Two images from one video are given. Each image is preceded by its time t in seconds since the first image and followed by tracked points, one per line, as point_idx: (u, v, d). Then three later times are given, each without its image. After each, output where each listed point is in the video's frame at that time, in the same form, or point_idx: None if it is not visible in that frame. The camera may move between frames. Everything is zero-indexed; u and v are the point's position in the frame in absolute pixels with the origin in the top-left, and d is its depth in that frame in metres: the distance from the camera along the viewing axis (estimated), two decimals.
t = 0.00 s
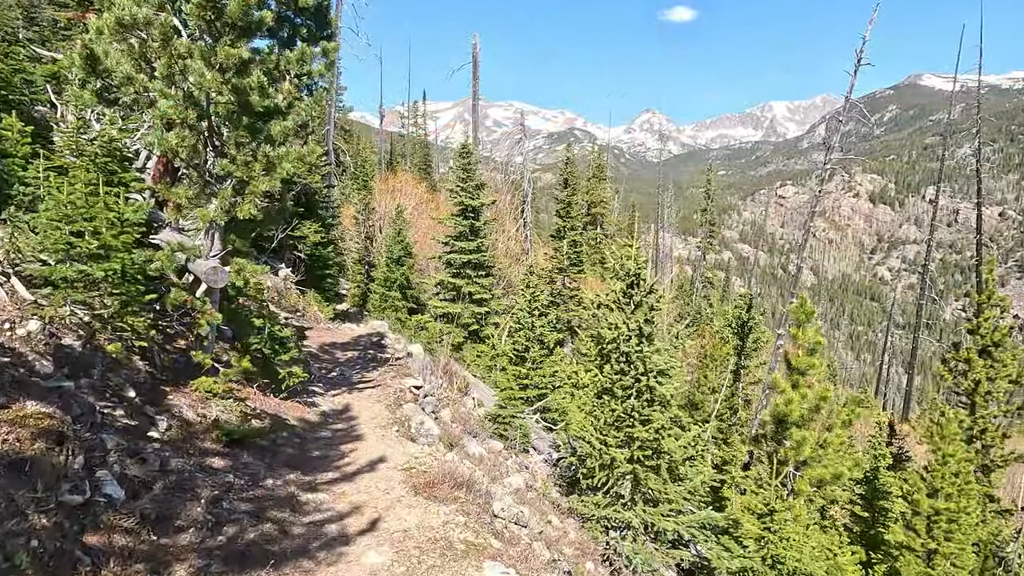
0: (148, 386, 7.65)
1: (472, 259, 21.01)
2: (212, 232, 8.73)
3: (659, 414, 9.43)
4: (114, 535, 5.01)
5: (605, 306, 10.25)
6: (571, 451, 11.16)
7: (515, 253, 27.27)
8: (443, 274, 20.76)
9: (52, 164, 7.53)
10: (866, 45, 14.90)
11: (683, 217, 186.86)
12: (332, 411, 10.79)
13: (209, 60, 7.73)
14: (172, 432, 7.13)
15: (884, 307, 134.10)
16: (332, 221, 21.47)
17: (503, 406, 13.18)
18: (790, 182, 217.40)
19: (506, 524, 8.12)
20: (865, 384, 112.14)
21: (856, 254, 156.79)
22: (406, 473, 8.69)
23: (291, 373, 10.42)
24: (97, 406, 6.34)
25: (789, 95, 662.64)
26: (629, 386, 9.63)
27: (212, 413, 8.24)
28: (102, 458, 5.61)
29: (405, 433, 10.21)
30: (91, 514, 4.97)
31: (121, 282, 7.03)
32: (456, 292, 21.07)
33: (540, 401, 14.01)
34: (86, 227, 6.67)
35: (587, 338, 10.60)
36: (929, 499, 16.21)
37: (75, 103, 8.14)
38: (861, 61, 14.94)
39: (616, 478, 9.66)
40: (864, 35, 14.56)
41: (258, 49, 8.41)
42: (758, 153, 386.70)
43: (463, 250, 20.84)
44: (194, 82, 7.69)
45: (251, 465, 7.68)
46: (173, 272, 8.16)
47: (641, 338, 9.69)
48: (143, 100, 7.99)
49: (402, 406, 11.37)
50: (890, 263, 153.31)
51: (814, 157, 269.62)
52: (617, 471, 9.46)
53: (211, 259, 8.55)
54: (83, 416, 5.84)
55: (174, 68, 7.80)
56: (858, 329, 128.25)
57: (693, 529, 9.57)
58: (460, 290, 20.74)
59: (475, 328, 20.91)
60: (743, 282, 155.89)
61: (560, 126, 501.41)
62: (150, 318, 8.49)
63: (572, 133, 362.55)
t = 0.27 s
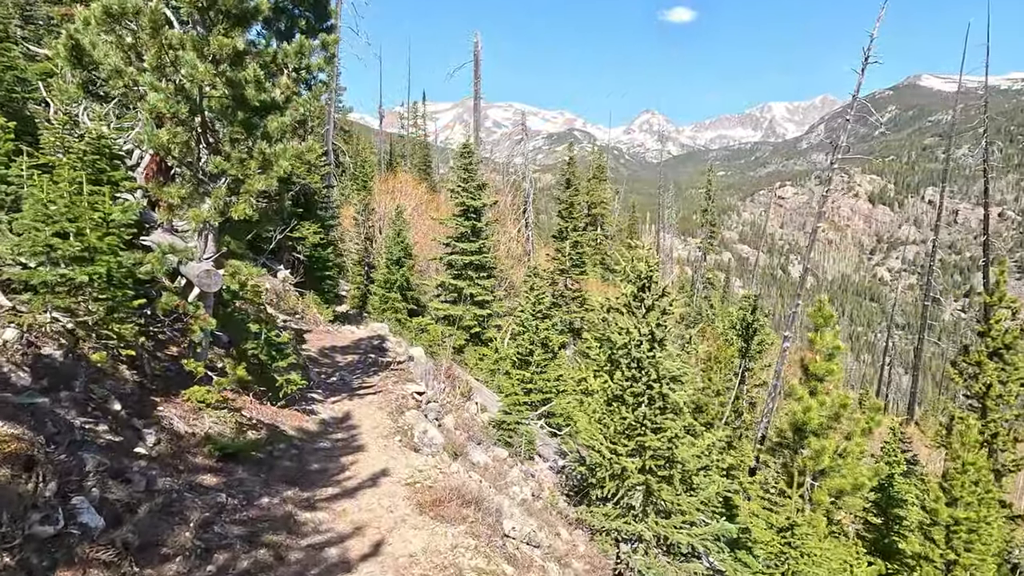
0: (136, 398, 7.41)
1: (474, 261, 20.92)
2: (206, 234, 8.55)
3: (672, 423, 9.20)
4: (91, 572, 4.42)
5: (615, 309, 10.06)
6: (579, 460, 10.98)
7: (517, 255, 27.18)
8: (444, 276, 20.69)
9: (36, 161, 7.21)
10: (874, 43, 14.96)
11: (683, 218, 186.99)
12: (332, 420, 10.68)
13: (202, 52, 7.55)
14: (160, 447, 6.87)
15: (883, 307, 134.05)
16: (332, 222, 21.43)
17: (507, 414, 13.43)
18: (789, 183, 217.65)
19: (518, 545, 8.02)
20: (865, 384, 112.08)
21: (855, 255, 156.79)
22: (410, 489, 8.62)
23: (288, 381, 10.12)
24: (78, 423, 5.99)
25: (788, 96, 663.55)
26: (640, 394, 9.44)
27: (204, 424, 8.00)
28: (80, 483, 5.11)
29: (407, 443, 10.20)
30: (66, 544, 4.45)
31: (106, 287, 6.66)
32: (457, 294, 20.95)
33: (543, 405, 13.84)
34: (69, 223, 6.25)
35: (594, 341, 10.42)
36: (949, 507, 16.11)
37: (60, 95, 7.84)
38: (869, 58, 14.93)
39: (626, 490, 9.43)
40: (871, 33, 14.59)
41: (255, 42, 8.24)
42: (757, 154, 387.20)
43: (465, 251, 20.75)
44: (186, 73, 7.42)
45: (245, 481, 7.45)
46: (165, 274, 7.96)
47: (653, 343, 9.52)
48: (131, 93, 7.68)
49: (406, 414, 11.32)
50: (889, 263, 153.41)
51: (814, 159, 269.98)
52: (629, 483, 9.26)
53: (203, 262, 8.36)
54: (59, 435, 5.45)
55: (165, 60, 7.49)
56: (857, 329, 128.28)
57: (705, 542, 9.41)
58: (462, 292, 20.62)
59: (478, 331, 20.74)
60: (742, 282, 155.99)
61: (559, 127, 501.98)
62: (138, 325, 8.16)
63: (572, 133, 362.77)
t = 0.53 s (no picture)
0: (126, 407, 7.16)
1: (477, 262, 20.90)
2: (202, 232, 8.40)
3: (688, 429, 9.18)
4: None
5: (628, 312, 10.09)
6: (591, 468, 11.02)
7: (520, 255, 27.23)
8: (446, 278, 20.68)
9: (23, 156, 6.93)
10: (883, 40, 14.94)
11: (683, 219, 187.39)
12: (333, 427, 10.61)
13: (196, 38, 7.30)
14: (151, 459, 6.64)
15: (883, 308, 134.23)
16: (332, 223, 21.36)
17: (513, 417, 13.13)
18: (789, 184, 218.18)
19: (535, 561, 7.91)
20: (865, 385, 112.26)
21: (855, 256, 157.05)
22: (419, 503, 8.26)
23: (289, 387, 9.98)
24: (59, 435, 5.68)
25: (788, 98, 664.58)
26: (654, 399, 9.42)
27: (199, 433, 7.81)
28: (57, 505, 4.77)
29: (413, 451, 9.98)
30: None
31: (94, 289, 6.55)
32: (461, 296, 20.97)
33: (549, 409, 13.94)
34: (52, 218, 6.18)
35: (607, 346, 10.44)
36: (972, 517, 15.25)
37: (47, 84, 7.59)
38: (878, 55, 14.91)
39: (640, 498, 9.44)
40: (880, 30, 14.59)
41: (253, 28, 8.09)
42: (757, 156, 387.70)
43: (467, 252, 20.73)
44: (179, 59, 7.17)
45: (241, 495, 7.17)
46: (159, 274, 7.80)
47: (668, 347, 9.49)
48: (124, 82, 7.52)
49: (410, 420, 11.19)
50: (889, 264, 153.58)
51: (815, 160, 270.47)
52: (645, 492, 9.29)
53: (198, 261, 8.15)
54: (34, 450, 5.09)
55: (156, 45, 7.35)
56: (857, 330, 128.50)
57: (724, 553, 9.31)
58: (465, 293, 20.61)
59: (481, 332, 20.71)
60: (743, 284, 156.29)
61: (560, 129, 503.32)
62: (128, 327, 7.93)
63: (572, 135, 363.60)
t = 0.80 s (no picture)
0: (107, 423, 6.76)
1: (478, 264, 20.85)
2: (193, 233, 8.21)
3: (702, 439, 9.12)
4: None
5: (640, 316, 10.00)
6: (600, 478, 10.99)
7: (522, 258, 27.21)
8: (447, 280, 20.66)
9: None
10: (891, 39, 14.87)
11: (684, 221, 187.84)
12: (332, 437, 10.55)
13: (185, 25, 6.90)
14: (134, 478, 6.33)
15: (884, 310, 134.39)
16: (332, 225, 21.32)
17: (518, 427, 13.09)
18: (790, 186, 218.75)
19: None
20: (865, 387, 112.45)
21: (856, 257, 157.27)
22: (423, 522, 7.99)
23: (285, 395, 9.94)
24: (30, 454, 5.25)
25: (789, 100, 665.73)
26: (666, 408, 9.37)
27: (188, 448, 7.58)
28: (17, 538, 4.28)
29: (416, 463, 9.89)
30: None
31: (73, 293, 6.10)
32: (462, 298, 20.96)
33: (555, 415, 13.98)
34: (28, 217, 5.74)
35: (617, 350, 10.36)
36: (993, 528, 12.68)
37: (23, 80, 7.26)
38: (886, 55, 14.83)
39: (652, 512, 9.40)
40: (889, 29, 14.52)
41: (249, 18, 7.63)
42: (758, 158, 388.50)
43: (469, 254, 20.66)
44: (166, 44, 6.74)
45: (233, 516, 6.83)
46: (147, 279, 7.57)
47: (682, 353, 9.43)
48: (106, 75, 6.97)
49: (412, 429, 11.14)
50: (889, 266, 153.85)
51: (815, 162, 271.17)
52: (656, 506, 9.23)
53: (188, 265, 7.92)
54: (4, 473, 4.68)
55: (141, 32, 6.96)
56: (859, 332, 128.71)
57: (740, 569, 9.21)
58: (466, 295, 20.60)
59: (482, 335, 20.68)
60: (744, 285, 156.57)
61: (561, 132, 504.29)
62: (114, 334, 7.61)
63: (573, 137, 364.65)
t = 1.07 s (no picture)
0: (84, 434, 6.50)
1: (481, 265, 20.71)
2: (180, 227, 7.91)
3: (720, 447, 9.02)
4: None
5: (653, 316, 9.93)
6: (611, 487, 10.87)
7: (526, 258, 27.13)
8: (450, 280, 20.59)
9: None
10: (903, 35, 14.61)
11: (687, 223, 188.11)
12: (330, 443, 10.47)
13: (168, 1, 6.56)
14: (108, 492, 6.08)
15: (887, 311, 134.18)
16: (333, 224, 21.20)
17: (523, 430, 13.08)
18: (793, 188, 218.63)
19: None
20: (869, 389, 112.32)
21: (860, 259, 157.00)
22: (424, 539, 7.74)
23: (279, 399, 9.95)
24: None
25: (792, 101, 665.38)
26: (681, 413, 9.27)
27: (171, 458, 7.31)
28: None
29: (418, 472, 9.77)
30: None
31: (45, 291, 5.78)
32: (465, 299, 20.91)
33: (560, 418, 13.90)
34: None
35: (627, 350, 10.29)
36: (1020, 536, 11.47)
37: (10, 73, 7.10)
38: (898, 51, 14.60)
39: (666, 522, 9.29)
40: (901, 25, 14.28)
41: None
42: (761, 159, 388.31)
43: (472, 255, 20.54)
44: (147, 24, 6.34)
45: (218, 533, 6.49)
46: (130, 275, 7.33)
47: (697, 355, 9.36)
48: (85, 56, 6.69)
49: (413, 435, 11.07)
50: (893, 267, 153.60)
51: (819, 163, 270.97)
52: (673, 517, 9.09)
53: (173, 260, 7.67)
54: None
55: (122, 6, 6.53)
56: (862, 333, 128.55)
57: None
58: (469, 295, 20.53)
59: (486, 337, 20.55)
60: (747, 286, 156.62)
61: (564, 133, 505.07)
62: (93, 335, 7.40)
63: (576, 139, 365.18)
